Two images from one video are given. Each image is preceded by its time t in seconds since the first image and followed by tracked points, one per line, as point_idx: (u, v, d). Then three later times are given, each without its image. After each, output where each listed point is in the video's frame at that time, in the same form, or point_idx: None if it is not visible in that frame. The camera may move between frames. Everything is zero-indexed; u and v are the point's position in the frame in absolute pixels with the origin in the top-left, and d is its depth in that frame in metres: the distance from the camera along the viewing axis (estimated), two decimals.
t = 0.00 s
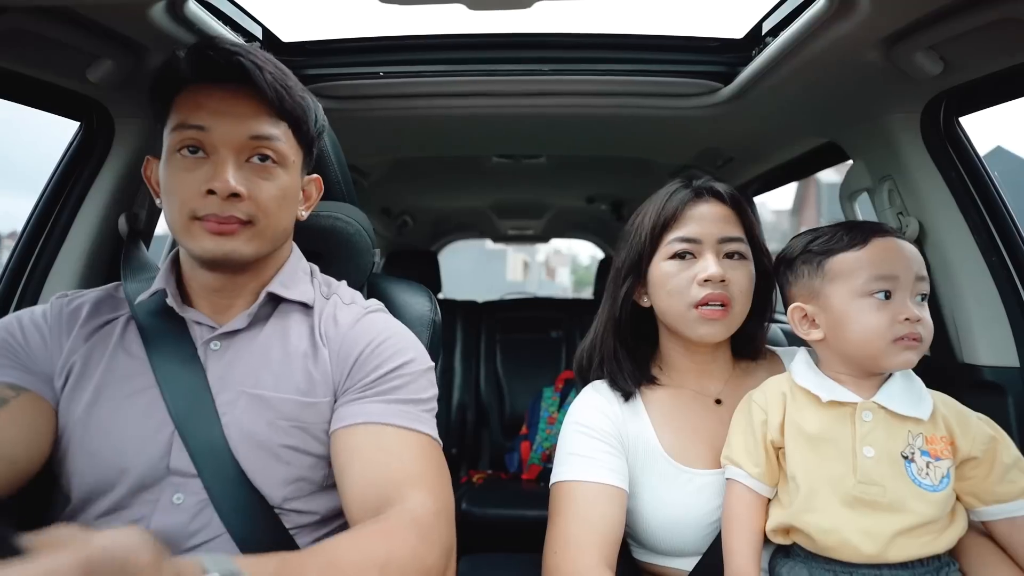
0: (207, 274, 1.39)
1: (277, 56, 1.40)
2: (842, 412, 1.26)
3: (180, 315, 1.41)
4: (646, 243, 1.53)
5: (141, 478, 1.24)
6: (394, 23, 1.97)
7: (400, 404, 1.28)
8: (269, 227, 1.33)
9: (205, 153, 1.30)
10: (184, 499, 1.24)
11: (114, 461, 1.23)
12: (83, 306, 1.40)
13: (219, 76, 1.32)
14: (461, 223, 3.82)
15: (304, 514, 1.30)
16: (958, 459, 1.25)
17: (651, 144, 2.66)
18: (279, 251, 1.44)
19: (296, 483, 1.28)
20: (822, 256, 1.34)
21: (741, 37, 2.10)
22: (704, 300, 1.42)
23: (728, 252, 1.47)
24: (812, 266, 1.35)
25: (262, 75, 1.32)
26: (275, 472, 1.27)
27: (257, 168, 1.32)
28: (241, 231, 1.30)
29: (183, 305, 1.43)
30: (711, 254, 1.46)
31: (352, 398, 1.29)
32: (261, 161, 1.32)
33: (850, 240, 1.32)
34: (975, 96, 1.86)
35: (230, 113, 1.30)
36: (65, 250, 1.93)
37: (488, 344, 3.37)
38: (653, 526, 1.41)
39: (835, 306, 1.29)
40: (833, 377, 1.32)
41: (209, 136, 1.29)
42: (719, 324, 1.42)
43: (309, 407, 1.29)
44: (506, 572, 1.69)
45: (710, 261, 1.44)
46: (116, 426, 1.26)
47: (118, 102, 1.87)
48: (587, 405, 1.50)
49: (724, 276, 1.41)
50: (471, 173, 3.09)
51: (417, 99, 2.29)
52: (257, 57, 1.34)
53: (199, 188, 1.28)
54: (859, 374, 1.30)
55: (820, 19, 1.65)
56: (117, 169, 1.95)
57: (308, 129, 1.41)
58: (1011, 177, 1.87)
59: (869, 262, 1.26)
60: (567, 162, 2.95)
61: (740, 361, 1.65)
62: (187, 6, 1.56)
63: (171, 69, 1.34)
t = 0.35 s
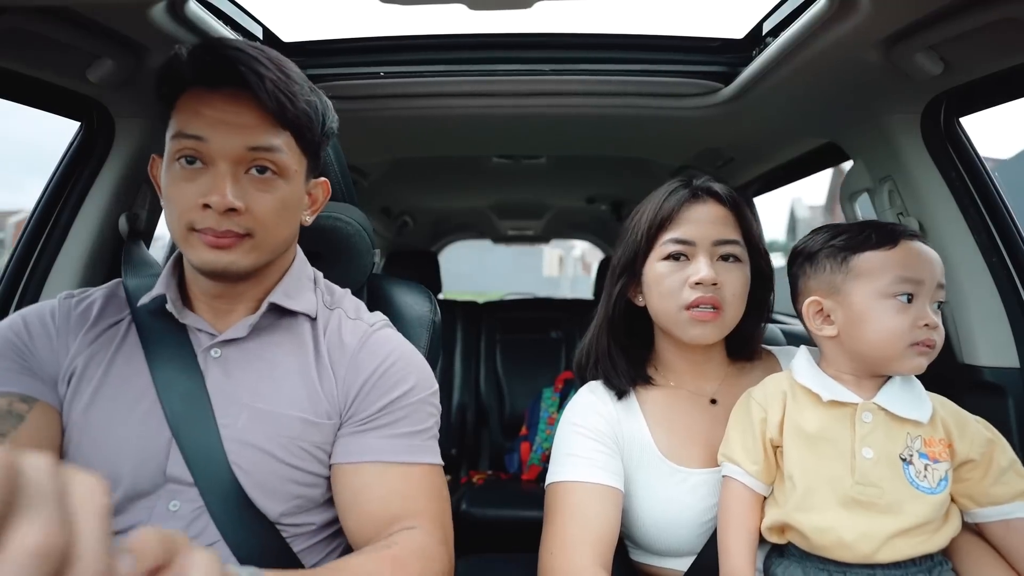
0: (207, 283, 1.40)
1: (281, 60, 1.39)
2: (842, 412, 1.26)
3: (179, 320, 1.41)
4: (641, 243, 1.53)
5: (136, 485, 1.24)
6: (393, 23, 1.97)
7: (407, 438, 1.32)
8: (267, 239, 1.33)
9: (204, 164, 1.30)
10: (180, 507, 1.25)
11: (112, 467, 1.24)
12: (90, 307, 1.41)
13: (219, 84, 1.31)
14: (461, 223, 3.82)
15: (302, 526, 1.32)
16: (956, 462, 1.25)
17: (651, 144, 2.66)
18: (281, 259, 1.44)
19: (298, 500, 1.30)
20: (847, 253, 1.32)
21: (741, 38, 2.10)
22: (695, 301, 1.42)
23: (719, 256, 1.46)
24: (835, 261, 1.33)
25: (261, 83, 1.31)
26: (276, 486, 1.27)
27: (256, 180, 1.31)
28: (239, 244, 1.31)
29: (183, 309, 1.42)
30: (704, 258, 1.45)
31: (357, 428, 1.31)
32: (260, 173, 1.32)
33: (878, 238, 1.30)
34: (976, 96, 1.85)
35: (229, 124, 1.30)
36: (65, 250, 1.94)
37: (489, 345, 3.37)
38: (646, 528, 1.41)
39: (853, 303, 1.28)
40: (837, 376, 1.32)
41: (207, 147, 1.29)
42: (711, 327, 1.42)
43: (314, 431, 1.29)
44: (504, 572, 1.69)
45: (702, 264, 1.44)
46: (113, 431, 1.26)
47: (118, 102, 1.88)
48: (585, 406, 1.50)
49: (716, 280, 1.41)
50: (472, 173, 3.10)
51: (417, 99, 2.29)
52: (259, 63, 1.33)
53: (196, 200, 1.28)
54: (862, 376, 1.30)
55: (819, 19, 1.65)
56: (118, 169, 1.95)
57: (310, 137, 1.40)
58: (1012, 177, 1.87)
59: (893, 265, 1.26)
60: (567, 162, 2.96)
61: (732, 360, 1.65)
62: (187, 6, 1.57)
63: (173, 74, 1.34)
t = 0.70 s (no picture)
0: (207, 272, 1.40)
1: (277, 58, 1.40)
2: (832, 415, 1.26)
3: (180, 316, 1.42)
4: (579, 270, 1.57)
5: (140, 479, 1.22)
6: (393, 23, 1.97)
7: (397, 380, 1.17)
8: (267, 226, 1.33)
9: (205, 153, 1.30)
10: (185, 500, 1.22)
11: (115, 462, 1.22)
12: (92, 311, 1.42)
13: (220, 74, 1.32)
14: (461, 223, 3.82)
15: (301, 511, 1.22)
16: (946, 459, 1.25)
17: (651, 144, 2.66)
18: (281, 248, 1.44)
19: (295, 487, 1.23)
20: (828, 255, 1.32)
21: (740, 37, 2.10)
22: (632, 318, 1.42)
23: (648, 267, 1.46)
24: (817, 264, 1.33)
25: (261, 73, 1.31)
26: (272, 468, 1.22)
27: (256, 167, 1.31)
28: (239, 230, 1.31)
29: (184, 306, 1.44)
30: (634, 274, 1.46)
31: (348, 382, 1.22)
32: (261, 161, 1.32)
33: (859, 240, 1.30)
34: (975, 96, 1.85)
35: (229, 112, 1.30)
36: (65, 250, 1.94)
37: (489, 345, 3.37)
38: (649, 527, 1.41)
39: (837, 305, 1.28)
40: (825, 379, 1.32)
41: (209, 134, 1.29)
42: (657, 339, 1.43)
43: (310, 409, 1.26)
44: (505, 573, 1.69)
45: (633, 280, 1.44)
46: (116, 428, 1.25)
47: (118, 102, 1.88)
48: (581, 410, 1.50)
49: (645, 294, 1.41)
50: (471, 173, 3.10)
51: (417, 99, 2.29)
52: (256, 58, 1.34)
53: (198, 187, 1.29)
54: (851, 376, 1.30)
55: (819, 19, 1.65)
56: (118, 169, 1.95)
57: (310, 128, 1.41)
58: (1011, 177, 1.87)
59: (874, 265, 1.26)
60: (567, 163, 2.96)
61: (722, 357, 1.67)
62: (187, 6, 1.57)
63: (176, 69, 1.35)
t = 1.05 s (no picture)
0: (227, 272, 1.40)
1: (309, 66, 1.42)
2: (850, 412, 1.27)
3: (190, 320, 1.41)
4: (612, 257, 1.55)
5: (145, 480, 1.24)
6: (394, 23, 1.97)
7: (409, 408, 1.27)
8: (296, 231, 1.34)
9: (239, 155, 1.31)
10: (188, 502, 1.24)
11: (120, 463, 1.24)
12: (94, 308, 1.41)
13: (256, 78, 1.33)
14: (460, 223, 3.81)
15: (304, 518, 1.29)
16: (960, 463, 1.26)
17: (650, 144, 2.66)
18: (300, 252, 1.45)
19: (302, 490, 1.28)
20: (867, 258, 1.31)
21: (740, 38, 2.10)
22: (666, 310, 1.42)
23: (687, 261, 1.46)
24: (854, 264, 1.32)
25: (300, 81, 1.34)
26: (279, 472, 1.27)
27: (289, 172, 1.33)
28: (269, 234, 1.31)
29: (192, 307, 1.43)
30: (672, 266, 1.45)
31: (360, 399, 1.28)
32: (293, 165, 1.33)
33: (897, 244, 1.30)
34: (975, 97, 1.86)
35: (265, 116, 1.31)
36: (65, 250, 1.93)
37: (488, 344, 3.37)
38: (650, 524, 1.41)
39: (869, 307, 1.27)
40: (843, 377, 1.33)
41: (244, 137, 1.30)
42: (685, 333, 1.43)
43: (318, 415, 1.29)
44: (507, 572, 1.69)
45: (670, 272, 1.44)
46: (121, 427, 1.26)
47: (118, 102, 1.87)
48: (585, 407, 1.50)
49: (683, 287, 1.41)
50: (471, 173, 3.10)
51: (417, 99, 2.28)
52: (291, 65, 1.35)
53: (230, 190, 1.28)
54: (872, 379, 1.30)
55: (819, 19, 1.66)
56: (119, 169, 1.95)
57: (337, 135, 1.43)
58: (1012, 178, 1.87)
59: (911, 273, 1.26)
60: (567, 162, 2.96)
61: (731, 362, 1.66)
62: (188, 6, 1.57)
63: (207, 70, 1.35)
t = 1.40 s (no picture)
0: (218, 271, 1.39)
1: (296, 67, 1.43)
2: (835, 408, 1.27)
3: (186, 314, 1.41)
4: (640, 255, 1.50)
5: (143, 475, 1.24)
6: (394, 22, 1.97)
7: (406, 421, 1.29)
8: (276, 227, 1.32)
9: (219, 153, 1.32)
10: (185, 497, 1.24)
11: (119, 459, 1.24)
12: (89, 302, 1.41)
13: (236, 75, 1.33)
14: (461, 223, 3.81)
15: (304, 514, 1.30)
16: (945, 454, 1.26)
17: (651, 144, 2.67)
18: (290, 251, 1.43)
19: (301, 486, 1.29)
20: (832, 259, 1.33)
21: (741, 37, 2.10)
22: (715, 305, 1.41)
23: (723, 255, 1.48)
24: (822, 266, 1.34)
25: (278, 76, 1.33)
26: (281, 469, 1.27)
27: (268, 167, 1.32)
28: (248, 230, 1.30)
29: (190, 304, 1.43)
30: (712, 260, 1.46)
31: (356, 412, 1.30)
32: (272, 161, 1.33)
33: (860, 244, 1.31)
34: (975, 97, 1.86)
35: (245, 113, 1.32)
36: (65, 250, 1.93)
37: (489, 344, 3.37)
38: (650, 522, 1.41)
39: (841, 306, 1.28)
40: (827, 377, 1.33)
41: (223, 134, 1.31)
42: (730, 330, 1.43)
43: (316, 416, 1.29)
44: (506, 571, 1.69)
45: (712, 266, 1.44)
46: (119, 421, 1.26)
47: (118, 102, 1.87)
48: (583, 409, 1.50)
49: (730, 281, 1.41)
50: (471, 173, 3.10)
51: (417, 99, 2.28)
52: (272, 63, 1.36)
53: (209, 186, 1.29)
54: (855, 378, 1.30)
55: (819, 19, 1.66)
56: (119, 169, 1.95)
57: (323, 132, 1.41)
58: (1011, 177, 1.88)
59: (878, 266, 1.27)
60: (567, 162, 2.96)
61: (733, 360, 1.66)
62: (187, 6, 1.57)
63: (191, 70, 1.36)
